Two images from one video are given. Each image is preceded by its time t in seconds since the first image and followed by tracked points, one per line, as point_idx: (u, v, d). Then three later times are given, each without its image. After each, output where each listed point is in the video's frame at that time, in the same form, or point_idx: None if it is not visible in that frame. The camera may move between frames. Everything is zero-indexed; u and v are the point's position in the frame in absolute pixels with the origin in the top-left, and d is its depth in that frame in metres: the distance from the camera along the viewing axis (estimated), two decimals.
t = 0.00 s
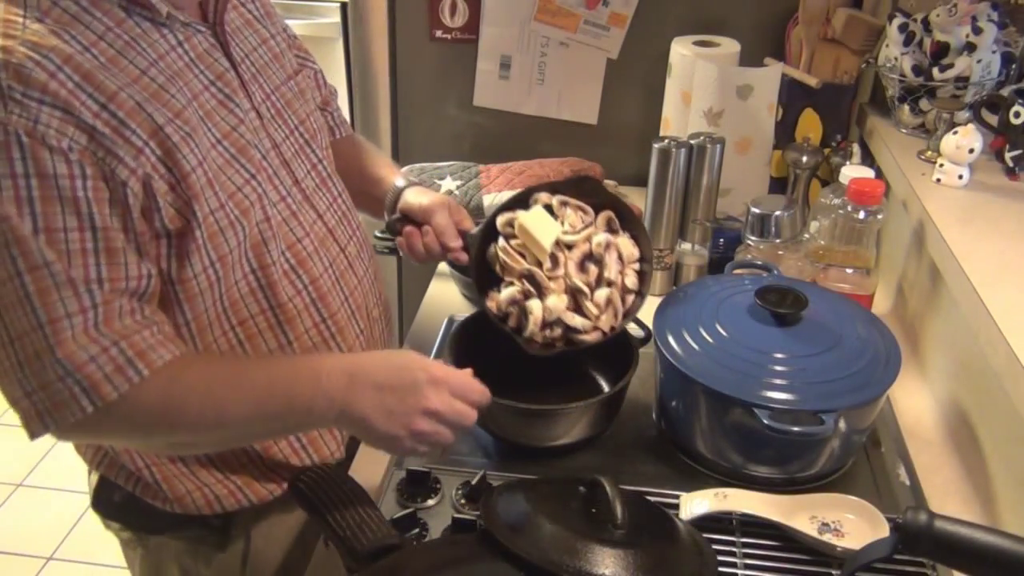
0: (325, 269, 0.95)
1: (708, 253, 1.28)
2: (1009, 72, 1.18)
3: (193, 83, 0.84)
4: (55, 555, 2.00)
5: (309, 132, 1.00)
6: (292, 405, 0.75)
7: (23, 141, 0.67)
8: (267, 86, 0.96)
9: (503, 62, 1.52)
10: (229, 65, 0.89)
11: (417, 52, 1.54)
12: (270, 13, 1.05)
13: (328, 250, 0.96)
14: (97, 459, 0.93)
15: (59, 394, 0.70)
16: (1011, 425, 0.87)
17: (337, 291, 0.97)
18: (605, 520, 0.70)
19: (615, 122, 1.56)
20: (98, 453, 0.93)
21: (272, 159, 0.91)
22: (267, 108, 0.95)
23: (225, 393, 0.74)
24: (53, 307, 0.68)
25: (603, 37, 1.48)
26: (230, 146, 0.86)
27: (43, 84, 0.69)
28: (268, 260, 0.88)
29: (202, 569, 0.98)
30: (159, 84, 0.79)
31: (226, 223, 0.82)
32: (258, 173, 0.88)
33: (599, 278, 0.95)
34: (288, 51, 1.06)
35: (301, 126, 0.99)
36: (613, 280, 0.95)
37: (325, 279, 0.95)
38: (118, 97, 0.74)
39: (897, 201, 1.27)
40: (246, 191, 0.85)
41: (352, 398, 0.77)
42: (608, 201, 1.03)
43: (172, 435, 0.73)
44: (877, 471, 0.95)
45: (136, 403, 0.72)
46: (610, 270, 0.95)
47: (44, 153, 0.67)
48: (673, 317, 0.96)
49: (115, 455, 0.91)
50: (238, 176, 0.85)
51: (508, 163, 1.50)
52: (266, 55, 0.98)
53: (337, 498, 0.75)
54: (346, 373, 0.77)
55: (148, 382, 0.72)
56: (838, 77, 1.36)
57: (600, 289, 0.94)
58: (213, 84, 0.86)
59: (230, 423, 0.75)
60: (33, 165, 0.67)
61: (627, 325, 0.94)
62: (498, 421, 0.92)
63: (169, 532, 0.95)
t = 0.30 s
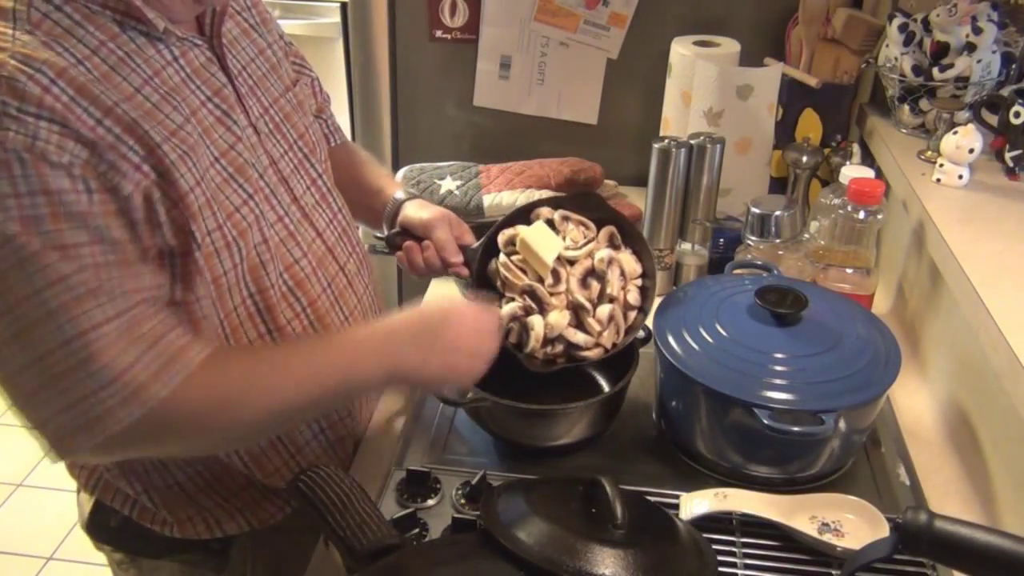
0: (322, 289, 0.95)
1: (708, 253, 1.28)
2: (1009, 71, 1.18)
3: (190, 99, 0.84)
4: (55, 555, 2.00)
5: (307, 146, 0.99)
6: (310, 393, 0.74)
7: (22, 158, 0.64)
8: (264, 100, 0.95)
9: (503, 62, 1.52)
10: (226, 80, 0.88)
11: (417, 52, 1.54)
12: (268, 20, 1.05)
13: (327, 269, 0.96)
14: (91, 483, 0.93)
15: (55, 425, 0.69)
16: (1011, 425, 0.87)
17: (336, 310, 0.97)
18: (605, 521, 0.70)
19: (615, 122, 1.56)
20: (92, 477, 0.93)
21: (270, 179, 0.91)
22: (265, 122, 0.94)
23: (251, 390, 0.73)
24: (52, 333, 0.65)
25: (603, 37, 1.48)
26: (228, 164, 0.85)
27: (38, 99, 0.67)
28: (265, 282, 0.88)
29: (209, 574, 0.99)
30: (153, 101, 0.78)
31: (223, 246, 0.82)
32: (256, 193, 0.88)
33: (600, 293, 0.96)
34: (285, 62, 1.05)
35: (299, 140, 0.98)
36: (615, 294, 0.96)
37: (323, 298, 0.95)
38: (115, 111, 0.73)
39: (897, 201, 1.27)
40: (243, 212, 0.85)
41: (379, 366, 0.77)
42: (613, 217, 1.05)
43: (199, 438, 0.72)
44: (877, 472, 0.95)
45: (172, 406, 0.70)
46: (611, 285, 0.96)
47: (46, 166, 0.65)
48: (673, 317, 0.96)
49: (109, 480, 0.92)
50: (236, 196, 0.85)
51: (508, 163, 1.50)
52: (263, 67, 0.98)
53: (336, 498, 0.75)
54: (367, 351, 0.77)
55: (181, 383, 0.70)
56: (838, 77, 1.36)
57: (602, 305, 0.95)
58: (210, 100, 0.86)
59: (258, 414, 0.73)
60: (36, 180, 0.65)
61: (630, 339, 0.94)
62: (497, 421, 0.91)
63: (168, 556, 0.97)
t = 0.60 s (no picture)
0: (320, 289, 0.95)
1: (708, 253, 1.28)
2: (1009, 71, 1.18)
3: (202, 90, 0.84)
4: (55, 555, 2.00)
5: (303, 145, 0.99)
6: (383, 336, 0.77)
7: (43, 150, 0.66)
8: (260, 98, 0.95)
9: (503, 62, 1.52)
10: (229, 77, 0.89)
11: (418, 52, 1.54)
12: (257, 17, 1.05)
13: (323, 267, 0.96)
14: (85, 485, 0.93)
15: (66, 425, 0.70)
16: (1011, 425, 0.87)
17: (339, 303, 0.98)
18: (605, 520, 0.70)
19: (615, 122, 1.56)
20: (87, 477, 0.93)
21: (271, 176, 0.91)
22: (261, 122, 0.94)
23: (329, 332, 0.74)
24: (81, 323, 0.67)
25: (603, 37, 1.48)
26: (239, 156, 0.86)
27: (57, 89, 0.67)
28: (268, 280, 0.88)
29: None
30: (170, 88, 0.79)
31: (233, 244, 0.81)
32: (261, 189, 0.88)
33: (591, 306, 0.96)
34: (274, 62, 1.04)
35: (295, 139, 0.98)
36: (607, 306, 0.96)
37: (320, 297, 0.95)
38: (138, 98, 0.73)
39: (897, 201, 1.27)
40: (257, 202, 0.87)
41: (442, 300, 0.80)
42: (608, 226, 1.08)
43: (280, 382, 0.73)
44: (877, 472, 0.95)
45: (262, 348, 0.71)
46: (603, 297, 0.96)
47: (87, 132, 0.67)
48: (673, 317, 0.96)
49: (106, 480, 0.92)
50: (248, 186, 0.86)
51: (508, 163, 1.50)
52: (256, 66, 0.98)
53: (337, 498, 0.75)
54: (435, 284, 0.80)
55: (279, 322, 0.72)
56: (838, 77, 1.36)
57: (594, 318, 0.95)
58: (222, 90, 0.86)
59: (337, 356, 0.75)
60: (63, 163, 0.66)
61: (622, 349, 0.94)
62: (499, 421, 0.91)
63: (159, 559, 0.96)
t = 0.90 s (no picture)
0: (325, 282, 0.95)
1: (708, 253, 1.28)
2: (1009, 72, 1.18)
3: (201, 90, 0.85)
4: (55, 555, 2.00)
5: (301, 141, 0.99)
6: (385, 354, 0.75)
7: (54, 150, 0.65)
8: (258, 96, 0.95)
9: (503, 62, 1.52)
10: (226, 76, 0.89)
11: (417, 52, 1.54)
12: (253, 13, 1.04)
13: (326, 264, 0.96)
14: (90, 485, 0.93)
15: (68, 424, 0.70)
16: (1012, 425, 0.87)
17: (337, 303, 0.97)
18: (605, 520, 0.70)
19: (615, 122, 1.56)
20: (93, 476, 0.93)
21: (272, 175, 0.91)
22: (260, 119, 0.94)
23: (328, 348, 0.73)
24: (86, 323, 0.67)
25: (603, 37, 1.48)
26: (240, 156, 0.86)
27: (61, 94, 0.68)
28: (275, 274, 0.88)
29: None
30: (175, 88, 0.79)
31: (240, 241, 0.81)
32: (262, 186, 0.88)
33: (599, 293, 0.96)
34: (272, 59, 1.04)
35: (292, 136, 0.98)
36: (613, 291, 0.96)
37: (326, 290, 0.95)
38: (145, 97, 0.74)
39: (897, 201, 1.27)
40: (256, 203, 0.86)
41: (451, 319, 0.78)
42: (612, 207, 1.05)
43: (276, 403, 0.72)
44: (877, 472, 0.95)
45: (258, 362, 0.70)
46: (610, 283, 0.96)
47: (81, 149, 0.65)
48: (673, 317, 0.96)
49: (112, 480, 0.92)
50: (248, 187, 0.86)
51: (508, 163, 1.50)
52: (253, 64, 0.97)
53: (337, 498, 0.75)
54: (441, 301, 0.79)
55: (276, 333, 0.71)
56: (838, 77, 1.36)
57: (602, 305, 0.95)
58: (219, 91, 0.87)
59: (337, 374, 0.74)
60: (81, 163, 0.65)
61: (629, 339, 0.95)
62: (500, 420, 0.91)
63: (171, 555, 0.97)
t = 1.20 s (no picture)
0: (318, 286, 0.95)
1: (708, 253, 1.28)
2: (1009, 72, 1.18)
3: (193, 94, 0.85)
4: (55, 554, 2.00)
5: (300, 142, 0.99)
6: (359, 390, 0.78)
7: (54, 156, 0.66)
8: (257, 97, 0.95)
9: (503, 62, 1.52)
10: (221, 79, 0.89)
11: (417, 52, 1.54)
12: (256, 12, 1.05)
13: (320, 265, 0.96)
14: (86, 475, 0.94)
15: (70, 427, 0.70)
16: (1011, 425, 0.87)
17: (331, 304, 0.97)
18: (605, 520, 0.70)
19: (615, 122, 1.56)
20: (86, 468, 0.93)
21: (267, 180, 0.91)
22: (257, 120, 0.94)
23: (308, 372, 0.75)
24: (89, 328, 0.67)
25: (603, 37, 1.48)
26: (232, 159, 0.86)
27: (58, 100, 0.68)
28: (269, 276, 0.88)
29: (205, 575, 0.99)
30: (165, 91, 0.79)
31: (231, 245, 0.82)
32: (255, 190, 0.88)
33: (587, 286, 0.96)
34: (274, 59, 1.04)
35: (292, 137, 0.98)
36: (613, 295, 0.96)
37: (319, 294, 0.95)
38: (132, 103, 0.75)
39: (897, 201, 1.27)
40: (246, 208, 0.86)
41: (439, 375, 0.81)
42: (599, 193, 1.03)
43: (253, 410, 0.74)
44: (877, 472, 0.95)
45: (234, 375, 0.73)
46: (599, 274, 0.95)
47: (61, 159, 0.66)
48: (673, 318, 0.95)
49: (104, 473, 0.92)
50: (240, 192, 0.86)
51: (508, 163, 1.50)
52: (252, 64, 0.98)
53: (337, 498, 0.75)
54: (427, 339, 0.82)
55: (258, 352, 0.73)
56: (838, 76, 1.36)
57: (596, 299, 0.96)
58: (212, 95, 0.87)
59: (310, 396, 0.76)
60: (81, 168, 0.67)
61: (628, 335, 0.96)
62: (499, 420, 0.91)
63: (163, 548, 0.97)
